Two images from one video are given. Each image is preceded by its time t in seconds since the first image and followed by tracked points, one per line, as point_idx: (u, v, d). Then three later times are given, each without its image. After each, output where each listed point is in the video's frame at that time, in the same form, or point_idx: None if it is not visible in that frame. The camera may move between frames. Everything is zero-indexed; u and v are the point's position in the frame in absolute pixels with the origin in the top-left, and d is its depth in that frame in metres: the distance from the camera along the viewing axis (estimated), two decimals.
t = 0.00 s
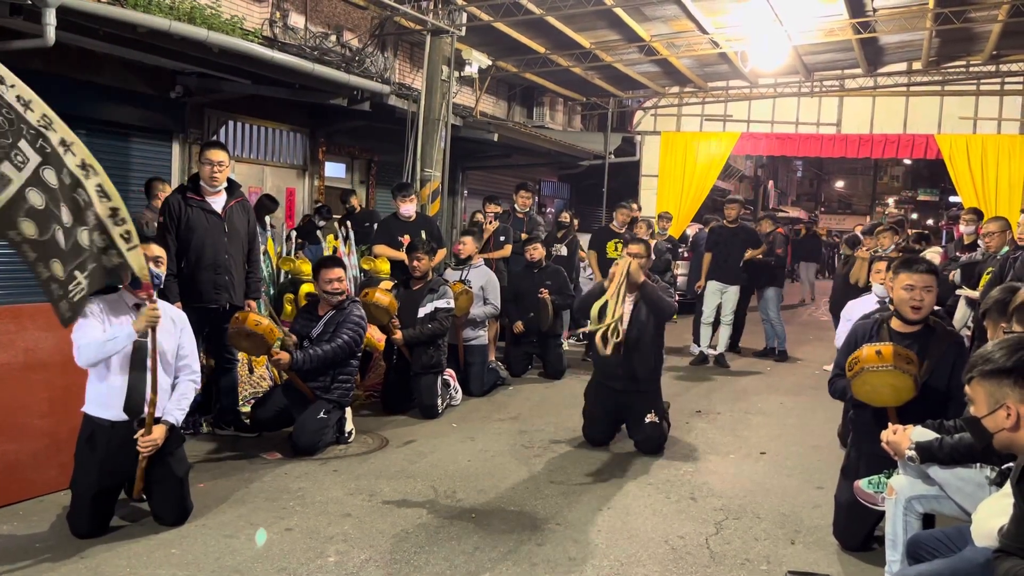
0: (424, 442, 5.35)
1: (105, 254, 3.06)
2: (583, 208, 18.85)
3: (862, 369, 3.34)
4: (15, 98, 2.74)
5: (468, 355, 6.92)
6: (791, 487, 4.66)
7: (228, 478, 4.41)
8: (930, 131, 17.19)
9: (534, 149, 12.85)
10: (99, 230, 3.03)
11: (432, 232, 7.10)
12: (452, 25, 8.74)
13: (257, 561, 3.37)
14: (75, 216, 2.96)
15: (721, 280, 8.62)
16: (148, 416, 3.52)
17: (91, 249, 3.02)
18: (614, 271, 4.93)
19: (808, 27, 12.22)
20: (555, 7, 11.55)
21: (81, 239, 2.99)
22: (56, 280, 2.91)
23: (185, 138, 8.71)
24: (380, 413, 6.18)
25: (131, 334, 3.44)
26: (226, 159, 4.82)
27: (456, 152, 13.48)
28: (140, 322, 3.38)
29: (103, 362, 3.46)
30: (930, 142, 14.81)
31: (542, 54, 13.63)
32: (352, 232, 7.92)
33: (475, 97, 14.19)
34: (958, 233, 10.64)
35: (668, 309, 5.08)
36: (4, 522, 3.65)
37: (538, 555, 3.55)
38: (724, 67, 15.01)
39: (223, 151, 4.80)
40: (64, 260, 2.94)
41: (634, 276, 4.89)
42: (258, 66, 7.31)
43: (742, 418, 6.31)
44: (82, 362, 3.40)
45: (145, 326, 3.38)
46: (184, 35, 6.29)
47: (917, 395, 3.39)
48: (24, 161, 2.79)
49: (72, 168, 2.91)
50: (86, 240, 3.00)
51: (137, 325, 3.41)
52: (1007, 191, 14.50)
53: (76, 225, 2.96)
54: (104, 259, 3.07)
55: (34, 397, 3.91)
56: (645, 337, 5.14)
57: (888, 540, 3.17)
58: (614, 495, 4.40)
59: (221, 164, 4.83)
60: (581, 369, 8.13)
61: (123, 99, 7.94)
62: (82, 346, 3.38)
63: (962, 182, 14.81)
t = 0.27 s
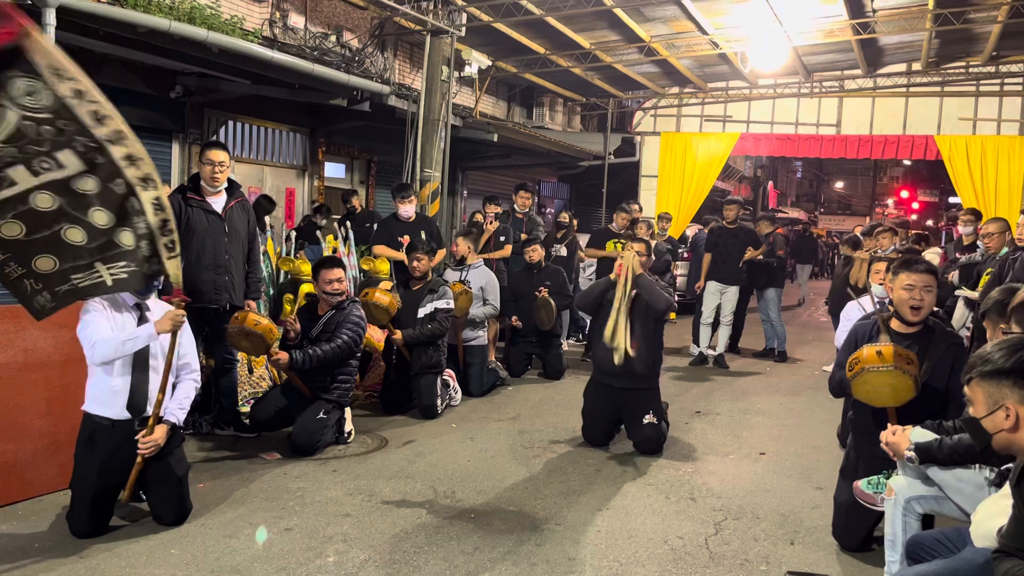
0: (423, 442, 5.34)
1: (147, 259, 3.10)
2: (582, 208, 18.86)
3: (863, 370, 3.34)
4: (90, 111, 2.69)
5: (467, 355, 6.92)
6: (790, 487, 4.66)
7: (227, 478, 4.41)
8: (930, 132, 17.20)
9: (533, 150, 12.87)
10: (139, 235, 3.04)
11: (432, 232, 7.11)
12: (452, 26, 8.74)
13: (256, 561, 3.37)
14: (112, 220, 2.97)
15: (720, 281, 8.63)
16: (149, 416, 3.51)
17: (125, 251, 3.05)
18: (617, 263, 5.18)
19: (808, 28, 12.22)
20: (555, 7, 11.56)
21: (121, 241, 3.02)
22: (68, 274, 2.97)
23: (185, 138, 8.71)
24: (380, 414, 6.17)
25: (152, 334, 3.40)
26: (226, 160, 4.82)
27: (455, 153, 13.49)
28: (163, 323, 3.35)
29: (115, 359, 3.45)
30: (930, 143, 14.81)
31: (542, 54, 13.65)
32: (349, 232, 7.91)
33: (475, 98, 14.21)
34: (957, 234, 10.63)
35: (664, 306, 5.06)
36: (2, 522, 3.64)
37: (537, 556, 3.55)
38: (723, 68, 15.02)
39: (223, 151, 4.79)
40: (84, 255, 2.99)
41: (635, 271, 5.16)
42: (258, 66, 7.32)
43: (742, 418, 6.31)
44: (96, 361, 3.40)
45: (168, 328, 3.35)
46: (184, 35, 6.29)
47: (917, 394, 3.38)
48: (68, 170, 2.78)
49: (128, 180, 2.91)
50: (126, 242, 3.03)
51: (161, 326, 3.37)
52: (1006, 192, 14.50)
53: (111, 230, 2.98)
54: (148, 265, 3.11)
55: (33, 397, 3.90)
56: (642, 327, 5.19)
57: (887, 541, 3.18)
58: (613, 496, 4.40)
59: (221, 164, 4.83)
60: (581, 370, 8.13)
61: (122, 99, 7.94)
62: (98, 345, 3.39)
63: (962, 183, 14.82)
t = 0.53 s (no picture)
0: (422, 442, 5.34)
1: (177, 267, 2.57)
2: (582, 209, 18.88)
3: (864, 370, 3.34)
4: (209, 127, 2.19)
5: (467, 356, 6.91)
6: (789, 488, 4.66)
7: (227, 478, 4.41)
8: (930, 132, 17.21)
9: (533, 150, 12.88)
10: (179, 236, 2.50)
11: (432, 233, 7.11)
12: (452, 26, 8.75)
13: (255, 561, 3.36)
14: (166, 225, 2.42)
15: (719, 281, 8.64)
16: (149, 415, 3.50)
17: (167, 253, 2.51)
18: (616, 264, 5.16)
19: (808, 29, 12.23)
20: (555, 8, 11.56)
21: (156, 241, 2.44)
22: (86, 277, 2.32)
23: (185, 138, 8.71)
24: (379, 414, 6.17)
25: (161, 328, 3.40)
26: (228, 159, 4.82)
27: (455, 153, 13.51)
28: (172, 317, 3.35)
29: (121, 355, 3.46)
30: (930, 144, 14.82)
31: (542, 55, 13.67)
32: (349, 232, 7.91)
33: (475, 99, 14.22)
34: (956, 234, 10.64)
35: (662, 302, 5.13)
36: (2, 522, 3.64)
37: (536, 556, 3.55)
38: (723, 69, 15.03)
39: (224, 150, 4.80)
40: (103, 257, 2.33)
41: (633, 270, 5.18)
42: (258, 66, 7.32)
43: (741, 419, 6.31)
44: (101, 357, 3.41)
45: (176, 324, 3.36)
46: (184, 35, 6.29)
47: (917, 395, 3.39)
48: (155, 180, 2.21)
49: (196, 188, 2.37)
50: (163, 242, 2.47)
51: (169, 321, 3.37)
52: (1006, 193, 14.51)
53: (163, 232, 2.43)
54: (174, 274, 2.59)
55: (33, 396, 3.90)
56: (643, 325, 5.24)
57: (886, 541, 3.18)
58: (613, 496, 4.40)
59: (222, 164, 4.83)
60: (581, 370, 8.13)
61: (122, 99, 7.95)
62: (105, 342, 3.39)
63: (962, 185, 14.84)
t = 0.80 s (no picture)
0: (422, 443, 5.34)
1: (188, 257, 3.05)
2: (582, 209, 18.89)
3: (864, 372, 3.35)
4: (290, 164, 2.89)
5: (467, 356, 6.92)
6: (788, 489, 4.66)
7: (226, 478, 4.41)
8: (930, 133, 17.21)
9: (533, 151, 12.87)
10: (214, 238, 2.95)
11: (433, 233, 7.10)
12: (452, 27, 8.76)
13: (255, 561, 3.37)
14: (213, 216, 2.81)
15: (719, 282, 8.64)
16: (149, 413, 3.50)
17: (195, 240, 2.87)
18: (612, 271, 5.12)
19: (808, 30, 12.23)
20: (555, 9, 11.56)
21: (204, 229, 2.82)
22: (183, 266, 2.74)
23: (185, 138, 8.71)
24: (379, 414, 6.17)
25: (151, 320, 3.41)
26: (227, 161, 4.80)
27: (454, 154, 13.51)
28: (161, 309, 3.37)
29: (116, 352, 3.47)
30: (929, 144, 14.83)
31: (542, 55, 13.66)
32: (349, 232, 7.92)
33: (475, 99, 14.22)
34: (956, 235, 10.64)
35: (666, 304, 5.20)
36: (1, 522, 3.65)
37: (536, 557, 3.55)
38: (723, 70, 15.04)
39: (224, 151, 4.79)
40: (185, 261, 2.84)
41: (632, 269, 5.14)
42: (259, 66, 7.32)
43: (741, 419, 6.31)
44: (97, 357, 3.42)
45: (167, 314, 3.38)
46: (184, 35, 6.29)
47: (918, 396, 3.39)
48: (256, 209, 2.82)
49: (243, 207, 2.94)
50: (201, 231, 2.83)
51: (159, 311, 3.38)
52: (1006, 194, 14.51)
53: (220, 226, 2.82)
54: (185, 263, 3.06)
55: (33, 397, 3.90)
56: (642, 328, 5.22)
57: (886, 541, 3.19)
58: (613, 497, 4.40)
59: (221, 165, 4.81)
60: (581, 371, 8.13)
61: (122, 99, 7.95)
62: (98, 343, 3.40)
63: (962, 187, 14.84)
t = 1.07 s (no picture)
0: (422, 443, 5.34)
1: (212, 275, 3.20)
2: (582, 210, 18.90)
3: (865, 372, 3.35)
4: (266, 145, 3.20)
5: (466, 356, 6.92)
6: (788, 489, 4.66)
7: (226, 478, 4.41)
8: (930, 134, 17.21)
9: (533, 151, 12.86)
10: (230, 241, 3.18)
11: (434, 234, 7.11)
12: (452, 27, 8.76)
13: (255, 561, 3.37)
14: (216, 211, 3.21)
15: (719, 282, 8.64)
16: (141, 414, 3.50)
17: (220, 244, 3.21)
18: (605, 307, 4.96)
19: (808, 30, 12.23)
20: (555, 9, 11.56)
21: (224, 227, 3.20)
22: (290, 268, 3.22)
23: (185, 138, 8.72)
24: (379, 414, 6.18)
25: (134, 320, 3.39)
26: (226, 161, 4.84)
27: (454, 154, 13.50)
28: (142, 305, 3.31)
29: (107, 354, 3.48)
30: (929, 145, 14.84)
31: (542, 56, 13.66)
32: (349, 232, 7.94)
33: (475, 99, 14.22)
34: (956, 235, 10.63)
35: (662, 309, 5.18)
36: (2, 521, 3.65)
37: (536, 557, 3.55)
38: (723, 70, 15.04)
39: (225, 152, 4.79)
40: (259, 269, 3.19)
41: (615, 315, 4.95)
42: (259, 66, 7.33)
43: (741, 420, 6.32)
44: (85, 360, 3.43)
45: (148, 308, 3.31)
46: (184, 35, 6.29)
47: (918, 396, 3.39)
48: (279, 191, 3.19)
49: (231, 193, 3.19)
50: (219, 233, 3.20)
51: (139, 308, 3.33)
52: (1006, 195, 14.51)
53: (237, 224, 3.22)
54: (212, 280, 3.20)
55: (33, 396, 3.90)
56: (636, 358, 5.19)
57: (885, 541, 3.19)
58: (613, 497, 4.41)
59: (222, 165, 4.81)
60: (581, 371, 8.14)
61: (122, 98, 7.95)
62: (84, 346, 3.41)
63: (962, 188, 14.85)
